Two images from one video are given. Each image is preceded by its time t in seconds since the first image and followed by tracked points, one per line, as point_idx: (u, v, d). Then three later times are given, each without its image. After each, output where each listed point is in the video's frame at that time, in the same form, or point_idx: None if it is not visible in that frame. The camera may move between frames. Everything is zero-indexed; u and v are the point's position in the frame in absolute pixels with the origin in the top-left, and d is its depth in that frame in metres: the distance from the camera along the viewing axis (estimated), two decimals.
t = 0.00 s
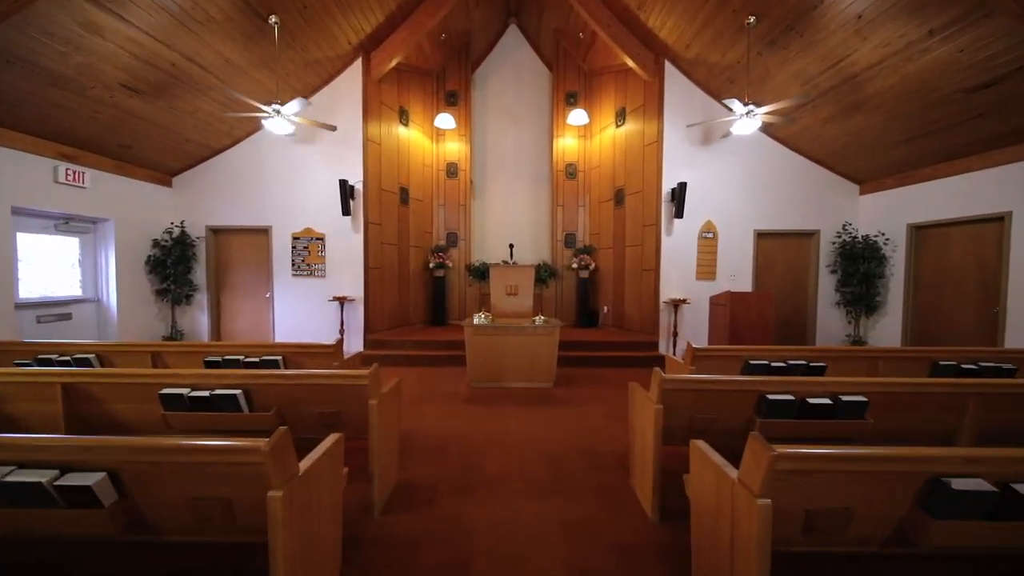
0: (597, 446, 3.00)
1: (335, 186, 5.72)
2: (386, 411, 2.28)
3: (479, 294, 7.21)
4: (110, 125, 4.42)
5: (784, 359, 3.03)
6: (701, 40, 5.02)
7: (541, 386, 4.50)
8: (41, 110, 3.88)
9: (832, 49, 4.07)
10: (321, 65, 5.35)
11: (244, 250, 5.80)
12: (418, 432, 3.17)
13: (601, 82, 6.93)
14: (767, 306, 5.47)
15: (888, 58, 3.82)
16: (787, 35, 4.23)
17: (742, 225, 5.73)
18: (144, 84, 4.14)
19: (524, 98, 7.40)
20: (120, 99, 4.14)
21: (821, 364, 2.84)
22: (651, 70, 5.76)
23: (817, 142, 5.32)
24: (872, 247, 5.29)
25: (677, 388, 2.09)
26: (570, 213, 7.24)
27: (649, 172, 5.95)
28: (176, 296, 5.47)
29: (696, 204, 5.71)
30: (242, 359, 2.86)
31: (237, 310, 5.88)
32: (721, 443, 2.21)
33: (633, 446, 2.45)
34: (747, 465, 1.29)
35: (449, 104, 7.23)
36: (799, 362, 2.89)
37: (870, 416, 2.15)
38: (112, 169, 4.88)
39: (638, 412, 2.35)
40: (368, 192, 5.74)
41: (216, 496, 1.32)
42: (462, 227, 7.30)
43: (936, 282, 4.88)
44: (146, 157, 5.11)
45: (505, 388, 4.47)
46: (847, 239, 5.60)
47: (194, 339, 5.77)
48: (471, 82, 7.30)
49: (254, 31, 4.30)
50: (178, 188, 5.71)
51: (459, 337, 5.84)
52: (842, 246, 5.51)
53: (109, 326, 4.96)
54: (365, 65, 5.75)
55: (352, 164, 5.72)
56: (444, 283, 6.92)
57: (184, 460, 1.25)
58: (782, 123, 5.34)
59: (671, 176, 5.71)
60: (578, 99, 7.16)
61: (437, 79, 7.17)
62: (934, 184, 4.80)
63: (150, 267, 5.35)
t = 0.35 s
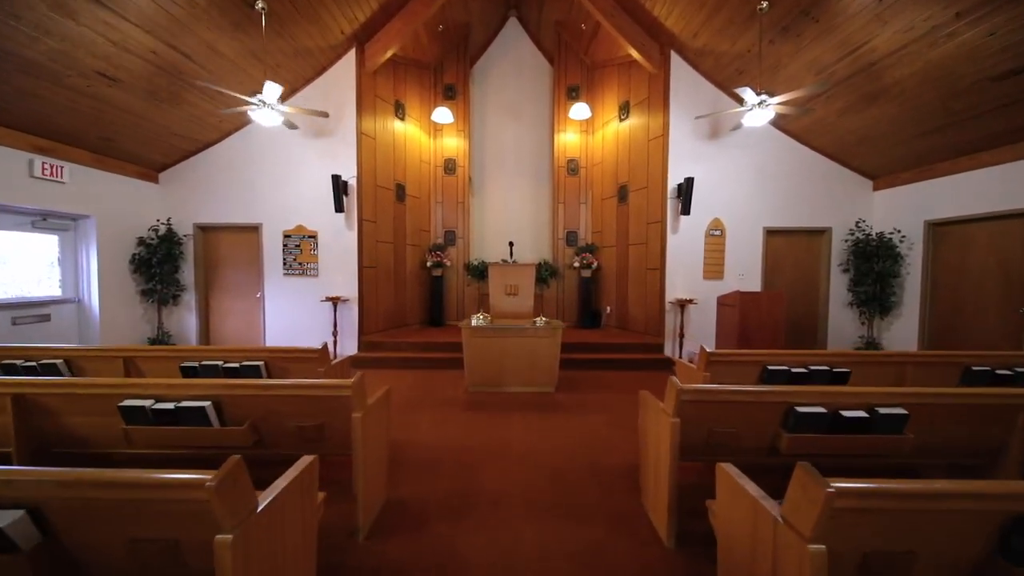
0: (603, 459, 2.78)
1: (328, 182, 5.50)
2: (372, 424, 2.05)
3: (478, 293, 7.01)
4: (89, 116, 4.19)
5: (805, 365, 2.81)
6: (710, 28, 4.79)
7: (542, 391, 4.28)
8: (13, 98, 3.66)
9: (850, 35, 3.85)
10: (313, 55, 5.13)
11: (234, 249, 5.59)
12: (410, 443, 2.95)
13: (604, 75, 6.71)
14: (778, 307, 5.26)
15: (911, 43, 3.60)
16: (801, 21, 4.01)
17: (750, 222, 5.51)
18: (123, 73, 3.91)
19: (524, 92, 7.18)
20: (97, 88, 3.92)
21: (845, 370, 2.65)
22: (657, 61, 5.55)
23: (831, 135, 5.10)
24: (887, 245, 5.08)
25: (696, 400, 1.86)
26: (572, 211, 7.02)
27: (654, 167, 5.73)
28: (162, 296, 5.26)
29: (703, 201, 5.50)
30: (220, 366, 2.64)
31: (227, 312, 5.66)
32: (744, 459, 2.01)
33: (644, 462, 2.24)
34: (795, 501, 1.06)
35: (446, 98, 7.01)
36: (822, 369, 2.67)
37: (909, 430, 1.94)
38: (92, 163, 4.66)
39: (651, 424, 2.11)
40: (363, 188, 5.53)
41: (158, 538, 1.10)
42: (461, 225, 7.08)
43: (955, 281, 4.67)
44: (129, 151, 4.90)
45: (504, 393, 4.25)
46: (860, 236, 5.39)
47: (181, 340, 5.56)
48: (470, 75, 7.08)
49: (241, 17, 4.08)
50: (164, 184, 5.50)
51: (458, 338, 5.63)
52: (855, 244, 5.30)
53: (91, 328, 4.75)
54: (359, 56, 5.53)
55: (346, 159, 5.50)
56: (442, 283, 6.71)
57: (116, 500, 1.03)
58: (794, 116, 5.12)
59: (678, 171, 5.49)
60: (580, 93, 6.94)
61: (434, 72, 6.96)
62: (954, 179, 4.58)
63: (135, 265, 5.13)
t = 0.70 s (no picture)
0: (610, 478, 2.54)
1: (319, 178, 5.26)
2: (351, 445, 1.81)
3: (476, 294, 6.79)
4: (63, 107, 3.96)
5: (829, 374, 2.58)
6: (719, 15, 4.56)
7: (543, 399, 4.05)
8: None
9: (871, 19, 3.61)
10: (302, 45, 4.89)
11: (221, 248, 5.36)
12: (399, 459, 2.72)
13: (606, 68, 6.47)
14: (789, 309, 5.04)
15: (937, 27, 3.36)
16: (818, 6, 3.78)
17: (760, 219, 5.28)
18: (97, 61, 3.68)
19: (524, 86, 6.95)
20: (69, 77, 3.69)
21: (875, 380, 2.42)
22: (662, 52, 5.31)
23: (845, 128, 4.87)
24: (904, 244, 4.85)
25: (720, 421, 1.62)
26: (573, 209, 6.79)
27: (659, 163, 5.49)
28: (145, 298, 5.03)
29: (711, 197, 5.27)
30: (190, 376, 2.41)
31: (214, 314, 5.43)
32: (771, 485, 1.78)
33: (657, 485, 2.00)
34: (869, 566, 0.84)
35: (444, 92, 6.77)
36: (849, 379, 2.42)
37: (960, 454, 1.71)
38: (68, 157, 4.43)
39: (666, 444, 1.87)
40: (355, 185, 5.30)
41: None
42: (458, 223, 6.85)
43: (978, 281, 4.44)
44: (109, 144, 4.66)
45: (502, 401, 4.02)
46: (875, 235, 5.16)
47: (166, 343, 5.33)
48: (467, 69, 6.84)
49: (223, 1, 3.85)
50: (148, 180, 5.26)
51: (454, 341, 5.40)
52: (869, 243, 5.07)
53: (68, 331, 4.52)
54: (351, 46, 5.29)
55: (338, 154, 5.27)
56: (439, 283, 6.48)
57: None
58: (806, 108, 4.88)
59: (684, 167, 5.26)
60: (582, 86, 6.70)
61: (430, 65, 6.71)
62: (977, 174, 4.34)
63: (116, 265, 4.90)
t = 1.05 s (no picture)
0: (619, 495, 2.31)
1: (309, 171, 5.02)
2: (326, 465, 1.58)
3: (474, 293, 6.55)
4: (32, 94, 3.72)
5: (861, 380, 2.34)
6: None
7: (544, 403, 3.82)
8: None
9: None
10: (290, 29, 4.64)
11: (207, 244, 5.12)
12: (388, 472, 2.49)
13: (610, 57, 6.22)
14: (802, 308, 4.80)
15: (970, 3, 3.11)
16: None
17: (771, 214, 5.04)
18: (66, 43, 3.44)
19: (524, 77, 6.69)
20: (37, 60, 3.45)
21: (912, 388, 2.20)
22: (670, 39, 5.05)
23: (862, 118, 4.63)
24: (924, 240, 4.61)
25: (753, 440, 1.39)
26: (575, 205, 6.54)
27: (665, 155, 5.25)
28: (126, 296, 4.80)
29: (720, 191, 5.02)
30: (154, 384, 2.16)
31: (199, 313, 5.18)
32: (808, 511, 1.55)
33: (676, 509, 1.77)
34: None
35: (441, 82, 6.53)
36: (884, 387, 2.21)
37: None
38: (42, 148, 4.18)
39: (687, 463, 1.64)
40: (347, 178, 5.05)
41: None
42: (456, 219, 6.61)
43: (1003, 279, 4.20)
44: (86, 135, 4.42)
45: (501, 406, 3.78)
46: (893, 230, 4.91)
47: (150, 343, 5.09)
48: (465, 59, 6.59)
49: None
50: (131, 174, 5.02)
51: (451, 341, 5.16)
52: (887, 239, 4.83)
53: (43, 332, 4.29)
54: (342, 32, 5.02)
55: (329, 146, 5.02)
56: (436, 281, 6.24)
57: None
58: (821, 97, 4.63)
59: (692, 159, 5.02)
60: (585, 77, 6.45)
61: (427, 55, 6.45)
62: (1003, 165, 4.10)
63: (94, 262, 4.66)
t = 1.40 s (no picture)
0: (632, 519, 2.07)
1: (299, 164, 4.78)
2: (296, 498, 1.34)
3: (474, 292, 6.32)
4: None
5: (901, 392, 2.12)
6: None
7: (547, 411, 3.59)
8: None
9: None
10: (278, 13, 4.39)
11: (193, 241, 4.89)
12: (377, 493, 2.25)
13: (615, 46, 5.96)
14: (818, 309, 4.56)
15: None
16: None
17: (785, 210, 4.80)
18: (32, 22, 3.19)
19: (525, 68, 6.43)
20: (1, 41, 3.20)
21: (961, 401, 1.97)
22: (678, 24, 4.80)
23: (883, 108, 4.38)
24: (948, 237, 4.37)
25: (805, 474, 1.15)
26: (578, 200, 6.30)
27: (674, 147, 5.00)
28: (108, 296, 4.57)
29: (733, 186, 4.78)
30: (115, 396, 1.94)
31: (185, 314, 4.95)
32: (863, 552, 1.32)
33: (703, 543, 1.54)
34: None
35: (438, 73, 6.27)
36: (930, 400, 1.98)
37: None
38: (15, 138, 3.94)
39: (720, 494, 1.41)
40: (340, 172, 4.81)
41: None
42: (454, 216, 6.36)
43: None
44: (62, 125, 4.18)
45: (501, 413, 3.55)
46: (914, 227, 4.67)
47: (134, 345, 4.87)
48: (464, 48, 6.33)
49: None
50: (113, 167, 4.78)
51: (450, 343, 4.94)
52: (908, 236, 4.59)
53: (17, 333, 4.06)
54: (334, 17, 4.77)
55: (321, 138, 4.78)
56: (434, 280, 6.01)
57: None
58: (840, 85, 4.38)
59: (702, 152, 4.78)
60: (588, 67, 6.19)
61: (424, 44, 6.19)
62: None
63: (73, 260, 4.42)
